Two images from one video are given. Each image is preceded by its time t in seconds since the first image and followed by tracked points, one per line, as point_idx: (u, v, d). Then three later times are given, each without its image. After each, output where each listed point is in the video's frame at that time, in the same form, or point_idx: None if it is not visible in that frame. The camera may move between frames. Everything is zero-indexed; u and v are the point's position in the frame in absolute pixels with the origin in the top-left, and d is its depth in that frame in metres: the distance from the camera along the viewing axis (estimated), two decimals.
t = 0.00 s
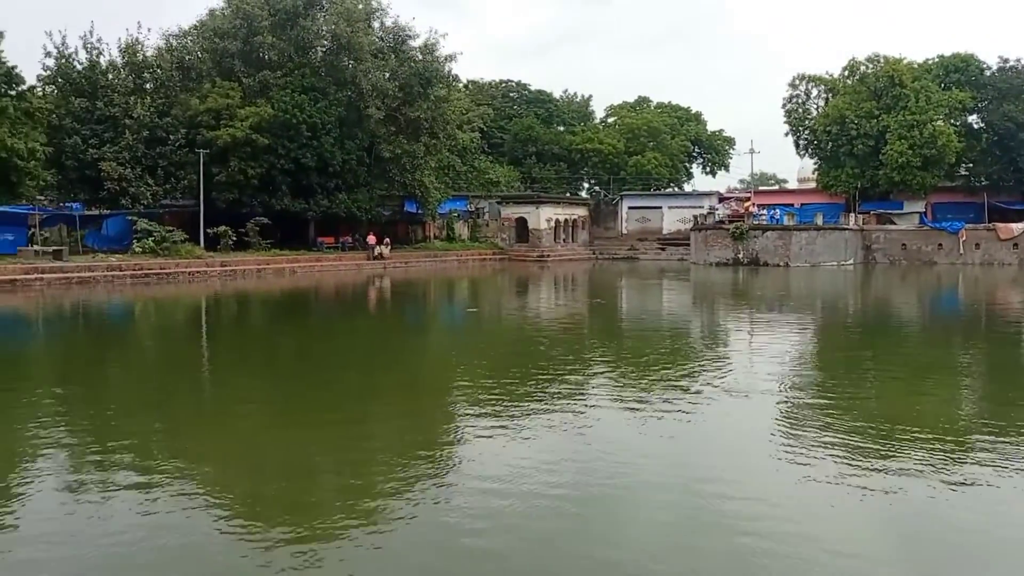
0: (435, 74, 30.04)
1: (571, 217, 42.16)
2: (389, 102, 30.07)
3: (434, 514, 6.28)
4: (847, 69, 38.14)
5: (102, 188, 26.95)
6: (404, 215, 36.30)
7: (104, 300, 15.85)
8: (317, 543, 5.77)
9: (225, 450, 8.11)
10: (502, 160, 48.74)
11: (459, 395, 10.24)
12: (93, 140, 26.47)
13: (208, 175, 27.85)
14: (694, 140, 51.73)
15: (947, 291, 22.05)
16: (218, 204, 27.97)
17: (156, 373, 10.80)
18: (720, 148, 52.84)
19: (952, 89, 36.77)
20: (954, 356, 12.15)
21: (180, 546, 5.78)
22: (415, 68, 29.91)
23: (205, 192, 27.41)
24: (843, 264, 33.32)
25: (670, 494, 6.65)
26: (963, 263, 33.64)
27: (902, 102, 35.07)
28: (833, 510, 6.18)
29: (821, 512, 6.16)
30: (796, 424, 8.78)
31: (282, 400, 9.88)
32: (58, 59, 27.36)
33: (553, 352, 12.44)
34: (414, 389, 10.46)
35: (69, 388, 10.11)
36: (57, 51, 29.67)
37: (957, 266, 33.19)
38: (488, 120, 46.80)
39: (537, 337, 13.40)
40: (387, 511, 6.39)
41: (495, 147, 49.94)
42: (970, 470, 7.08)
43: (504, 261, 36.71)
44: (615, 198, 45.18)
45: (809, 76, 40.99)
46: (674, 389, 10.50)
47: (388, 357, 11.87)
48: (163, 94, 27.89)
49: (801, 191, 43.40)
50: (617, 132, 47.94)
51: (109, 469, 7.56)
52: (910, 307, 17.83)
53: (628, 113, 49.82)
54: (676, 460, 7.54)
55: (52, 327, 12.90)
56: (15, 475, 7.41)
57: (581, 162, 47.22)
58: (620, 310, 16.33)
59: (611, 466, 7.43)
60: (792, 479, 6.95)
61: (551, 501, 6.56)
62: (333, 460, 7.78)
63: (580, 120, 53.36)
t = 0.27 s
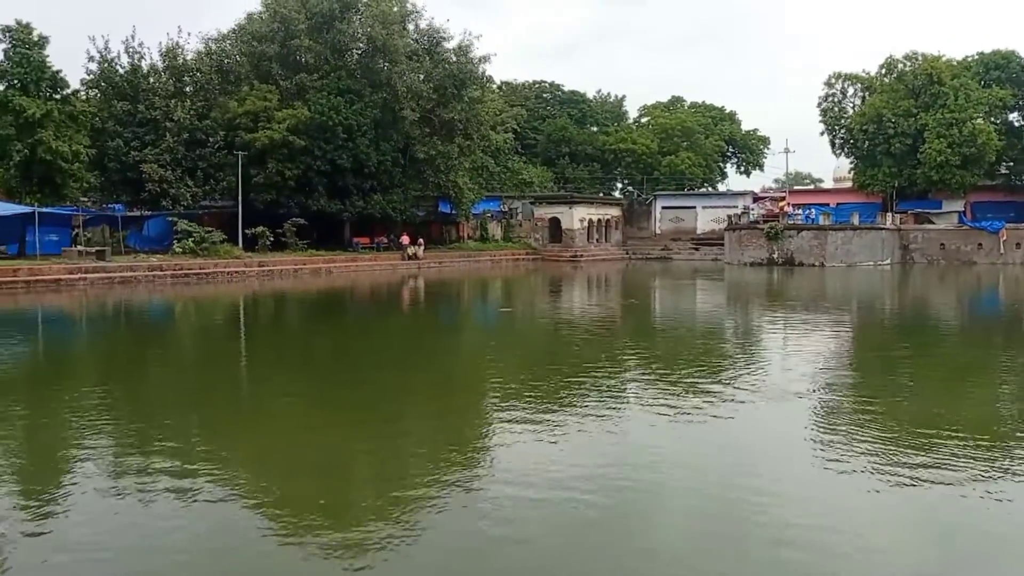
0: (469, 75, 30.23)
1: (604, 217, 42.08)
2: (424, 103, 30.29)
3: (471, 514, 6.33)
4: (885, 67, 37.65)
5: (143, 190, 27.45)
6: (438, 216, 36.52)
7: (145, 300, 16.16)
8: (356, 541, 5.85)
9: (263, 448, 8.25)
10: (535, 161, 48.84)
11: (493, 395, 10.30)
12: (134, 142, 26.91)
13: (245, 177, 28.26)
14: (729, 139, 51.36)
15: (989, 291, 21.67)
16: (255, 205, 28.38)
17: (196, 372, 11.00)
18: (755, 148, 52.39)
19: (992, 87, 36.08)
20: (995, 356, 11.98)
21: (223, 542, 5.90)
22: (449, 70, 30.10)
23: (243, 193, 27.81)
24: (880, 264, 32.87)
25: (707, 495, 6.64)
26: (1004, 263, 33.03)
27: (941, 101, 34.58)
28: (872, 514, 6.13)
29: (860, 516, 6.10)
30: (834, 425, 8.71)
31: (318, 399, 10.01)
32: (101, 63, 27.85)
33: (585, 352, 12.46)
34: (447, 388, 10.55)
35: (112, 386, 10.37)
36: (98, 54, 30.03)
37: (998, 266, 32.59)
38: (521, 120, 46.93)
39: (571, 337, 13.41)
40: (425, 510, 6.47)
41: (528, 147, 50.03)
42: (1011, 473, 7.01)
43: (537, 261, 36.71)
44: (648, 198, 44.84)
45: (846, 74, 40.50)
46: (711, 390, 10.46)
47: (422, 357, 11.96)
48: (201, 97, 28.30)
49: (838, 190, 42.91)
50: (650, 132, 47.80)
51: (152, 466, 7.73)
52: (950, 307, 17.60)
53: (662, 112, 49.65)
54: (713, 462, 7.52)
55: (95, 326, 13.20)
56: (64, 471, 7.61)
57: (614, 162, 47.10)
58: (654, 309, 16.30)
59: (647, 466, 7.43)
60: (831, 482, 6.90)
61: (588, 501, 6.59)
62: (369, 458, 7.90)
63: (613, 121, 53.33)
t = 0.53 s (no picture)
0: (501, 75, 30.27)
1: (637, 216, 41.88)
2: (456, 103, 30.39)
3: (504, 513, 6.31)
4: (922, 63, 37.05)
5: (180, 190, 27.80)
6: (471, 216, 36.62)
7: (182, 299, 16.40)
8: (389, 539, 5.86)
9: (298, 446, 8.33)
10: (567, 160, 48.79)
11: (525, 394, 10.29)
12: (172, 143, 27.16)
13: (280, 178, 28.55)
14: (763, 137, 50.86)
15: None
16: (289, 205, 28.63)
17: (231, 370, 11.14)
18: (789, 146, 51.90)
19: None
20: None
21: (256, 538, 5.94)
22: (481, 69, 30.19)
23: (278, 193, 28.09)
24: (918, 264, 32.29)
25: (743, 496, 6.55)
26: None
27: (981, 97, 33.96)
28: (912, 517, 6.02)
29: (899, 520, 5.99)
30: (873, 426, 8.57)
31: (352, 398, 10.09)
32: (139, 65, 28.21)
33: (618, 351, 12.41)
34: (479, 387, 10.58)
35: (149, 383, 10.55)
36: (136, 57, 30.41)
37: None
38: (553, 119, 46.92)
39: (603, 337, 13.35)
40: (457, 509, 6.46)
41: (560, 146, 50.00)
42: None
43: (569, 260, 36.55)
44: (681, 197, 44.33)
45: (882, 71, 39.88)
46: (746, 390, 10.35)
47: (455, 356, 12.00)
48: (237, 99, 28.63)
49: (875, 188, 42.26)
50: (684, 131, 47.53)
51: (189, 462, 7.84)
52: (992, 307, 17.23)
53: (695, 111, 49.34)
54: (749, 462, 7.43)
55: (134, 325, 13.42)
56: (103, 467, 7.73)
57: (647, 162, 46.82)
58: (687, 309, 16.19)
59: (682, 467, 7.37)
60: (869, 484, 6.78)
61: (621, 501, 6.54)
62: (400, 456, 7.94)
63: (647, 120, 53.16)
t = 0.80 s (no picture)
0: (530, 72, 30.24)
1: (666, 213, 41.65)
2: (484, 101, 30.42)
3: (534, 511, 6.30)
4: (957, 57, 36.45)
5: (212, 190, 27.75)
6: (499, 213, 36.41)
7: (214, 296, 16.60)
8: (418, 537, 5.89)
9: (327, 441, 8.42)
10: (596, 157, 48.66)
11: (554, 392, 10.30)
12: (204, 142, 27.32)
13: (310, 176, 28.76)
14: (794, 134, 50.34)
15: None
16: (320, 204, 28.76)
17: (262, 365, 11.28)
18: (821, 142, 51.37)
19: None
20: None
21: (287, 534, 5.99)
22: (510, 67, 30.20)
23: (308, 191, 28.31)
24: (953, 261, 31.80)
25: (775, 497, 6.48)
26: None
27: (1019, 91, 33.31)
28: (948, 519, 5.96)
29: (936, 523, 5.88)
30: (908, 426, 8.44)
31: (381, 394, 10.17)
32: (171, 65, 28.45)
33: (647, 349, 12.36)
34: (508, 384, 10.61)
35: (182, 378, 10.71)
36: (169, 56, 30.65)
37: None
38: (581, 116, 46.79)
39: (632, 334, 13.30)
40: (486, 506, 6.47)
41: (589, 143, 49.87)
42: None
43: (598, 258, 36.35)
44: (712, 194, 43.93)
45: (917, 66, 39.26)
46: (777, 388, 10.26)
47: (483, 353, 12.04)
48: (268, 98, 28.90)
49: (909, 184, 41.69)
50: (714, 127, 47.19)
51: (220, 457, 7.95)
52: None
53: (725, 107, 48.96)
54: (781, 462, 7.35)
55: (167, 321, 13.63)
56: (138, 461, 7.85)
57: (677, 158, 46.59)
58: (717, 306, 16.09)
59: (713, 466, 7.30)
60: (906, 486, 6.67)
61: (652, 500, 6.50)
62: (430, 452, 8.00)
63: (677, 116, 52.92)
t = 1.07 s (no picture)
0: (558, 67, 30.17)
1: (695, 209, 41.38)
2: (511, 96, 30.42)
3: (562, 510, 6.23)
4: (991, 49, 35.92)
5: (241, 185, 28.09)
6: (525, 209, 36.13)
7: (244, 292, 16.74)
8: (445, 535, 5.85)
9: (354, 438, 8.42)
10: (623, 152, 48.57)
11: (580, 388, 10.28)
12: (234, 139, 27.55)
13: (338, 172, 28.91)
14: (825, 128, 49.83)
15: None
16: (348, 200, 28.92)
17: (290, 362, 11.34)
18: (852, 136, 50.82)
19: None
20: None
21: (314, 532, 5.96)
22: (537, 62, 30.18)
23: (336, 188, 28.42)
24: (986, 256, 31.35)
25: (808, 499, 6.36)
26: None
27: None
28: (979, 519, 5.88)
29: (969, 524, 5.80)
30: (948, 426, 8.26)
31: (408, 391, 10.17)
32: (201, 63, 28.77)
33: (675, 345, 12.30)
34: (535, 380, 10.60)
35: (211, 373, 10.83)
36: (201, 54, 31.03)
37: None
38: (609, 111, 46.71)
39: (660, 330, 13.23)
40: (515, 505, 6.40)
41: (616, 139, 49.78)
42: None
43: (626, 254, 36.12)
44: (741, 189, 43.50)
45: (949, 58, 38.69)
46: (811, 386, 10.10)
47: (510, 350, 11.99)
48: (296, 95, 29.15)
49: (942, 178, 41.10)
50: (743, 121, 46.87)
51: (250, 451, 8.04)
52: None
53: (754, 101, 48.59)
54: (817, 462, 7.23)
55: (198, 317, 13.77)
56: (168, 457, 7.91)
57: (705, 154, 46.81)
58: (746, 303, 15.97)
59: (746, 466, 7.20)
60: (944, 489, 6.52)
61: (682, 500, 6.40)
62: (457, 448, 8.02)
63: (704, 110, 53.40)
